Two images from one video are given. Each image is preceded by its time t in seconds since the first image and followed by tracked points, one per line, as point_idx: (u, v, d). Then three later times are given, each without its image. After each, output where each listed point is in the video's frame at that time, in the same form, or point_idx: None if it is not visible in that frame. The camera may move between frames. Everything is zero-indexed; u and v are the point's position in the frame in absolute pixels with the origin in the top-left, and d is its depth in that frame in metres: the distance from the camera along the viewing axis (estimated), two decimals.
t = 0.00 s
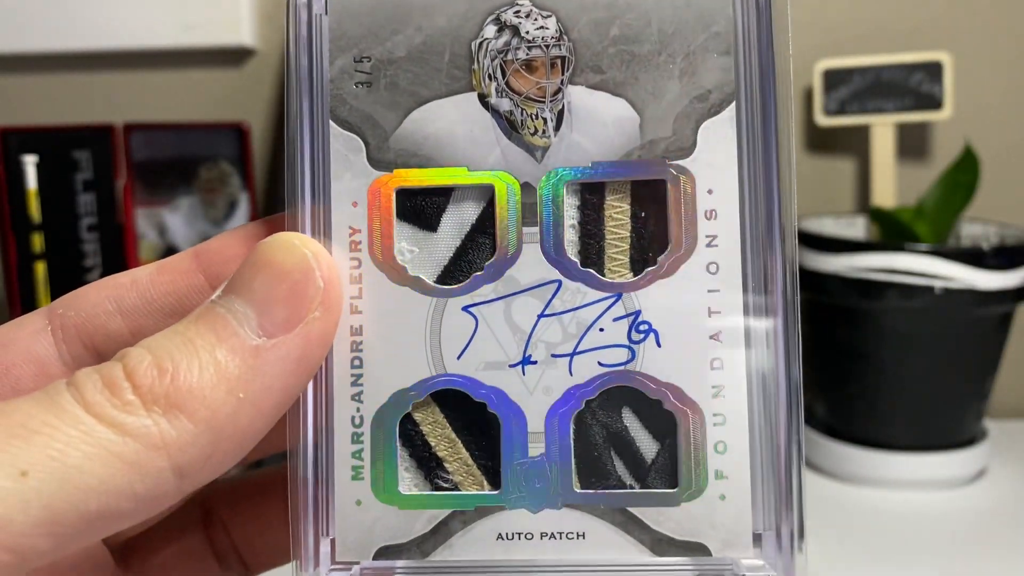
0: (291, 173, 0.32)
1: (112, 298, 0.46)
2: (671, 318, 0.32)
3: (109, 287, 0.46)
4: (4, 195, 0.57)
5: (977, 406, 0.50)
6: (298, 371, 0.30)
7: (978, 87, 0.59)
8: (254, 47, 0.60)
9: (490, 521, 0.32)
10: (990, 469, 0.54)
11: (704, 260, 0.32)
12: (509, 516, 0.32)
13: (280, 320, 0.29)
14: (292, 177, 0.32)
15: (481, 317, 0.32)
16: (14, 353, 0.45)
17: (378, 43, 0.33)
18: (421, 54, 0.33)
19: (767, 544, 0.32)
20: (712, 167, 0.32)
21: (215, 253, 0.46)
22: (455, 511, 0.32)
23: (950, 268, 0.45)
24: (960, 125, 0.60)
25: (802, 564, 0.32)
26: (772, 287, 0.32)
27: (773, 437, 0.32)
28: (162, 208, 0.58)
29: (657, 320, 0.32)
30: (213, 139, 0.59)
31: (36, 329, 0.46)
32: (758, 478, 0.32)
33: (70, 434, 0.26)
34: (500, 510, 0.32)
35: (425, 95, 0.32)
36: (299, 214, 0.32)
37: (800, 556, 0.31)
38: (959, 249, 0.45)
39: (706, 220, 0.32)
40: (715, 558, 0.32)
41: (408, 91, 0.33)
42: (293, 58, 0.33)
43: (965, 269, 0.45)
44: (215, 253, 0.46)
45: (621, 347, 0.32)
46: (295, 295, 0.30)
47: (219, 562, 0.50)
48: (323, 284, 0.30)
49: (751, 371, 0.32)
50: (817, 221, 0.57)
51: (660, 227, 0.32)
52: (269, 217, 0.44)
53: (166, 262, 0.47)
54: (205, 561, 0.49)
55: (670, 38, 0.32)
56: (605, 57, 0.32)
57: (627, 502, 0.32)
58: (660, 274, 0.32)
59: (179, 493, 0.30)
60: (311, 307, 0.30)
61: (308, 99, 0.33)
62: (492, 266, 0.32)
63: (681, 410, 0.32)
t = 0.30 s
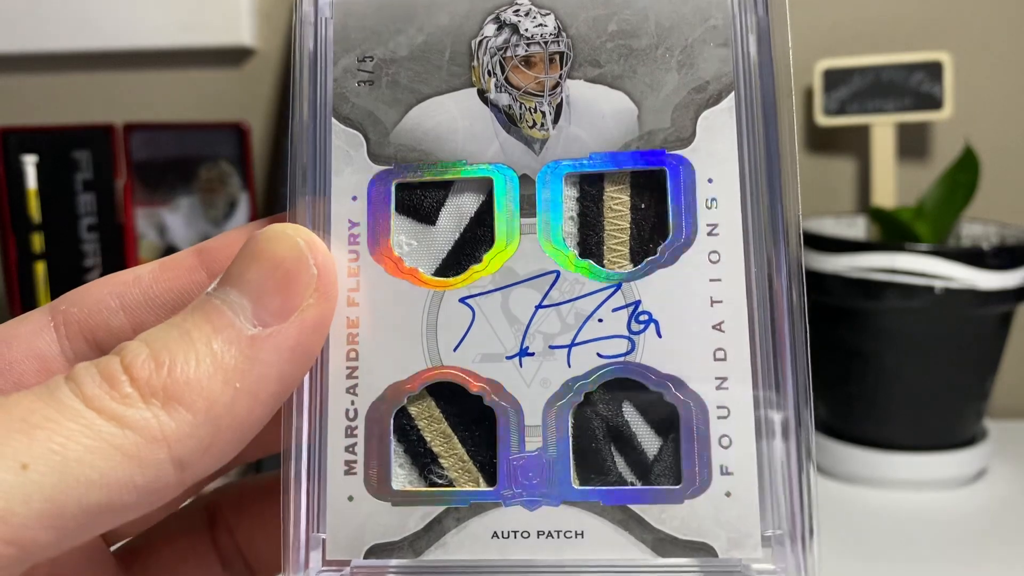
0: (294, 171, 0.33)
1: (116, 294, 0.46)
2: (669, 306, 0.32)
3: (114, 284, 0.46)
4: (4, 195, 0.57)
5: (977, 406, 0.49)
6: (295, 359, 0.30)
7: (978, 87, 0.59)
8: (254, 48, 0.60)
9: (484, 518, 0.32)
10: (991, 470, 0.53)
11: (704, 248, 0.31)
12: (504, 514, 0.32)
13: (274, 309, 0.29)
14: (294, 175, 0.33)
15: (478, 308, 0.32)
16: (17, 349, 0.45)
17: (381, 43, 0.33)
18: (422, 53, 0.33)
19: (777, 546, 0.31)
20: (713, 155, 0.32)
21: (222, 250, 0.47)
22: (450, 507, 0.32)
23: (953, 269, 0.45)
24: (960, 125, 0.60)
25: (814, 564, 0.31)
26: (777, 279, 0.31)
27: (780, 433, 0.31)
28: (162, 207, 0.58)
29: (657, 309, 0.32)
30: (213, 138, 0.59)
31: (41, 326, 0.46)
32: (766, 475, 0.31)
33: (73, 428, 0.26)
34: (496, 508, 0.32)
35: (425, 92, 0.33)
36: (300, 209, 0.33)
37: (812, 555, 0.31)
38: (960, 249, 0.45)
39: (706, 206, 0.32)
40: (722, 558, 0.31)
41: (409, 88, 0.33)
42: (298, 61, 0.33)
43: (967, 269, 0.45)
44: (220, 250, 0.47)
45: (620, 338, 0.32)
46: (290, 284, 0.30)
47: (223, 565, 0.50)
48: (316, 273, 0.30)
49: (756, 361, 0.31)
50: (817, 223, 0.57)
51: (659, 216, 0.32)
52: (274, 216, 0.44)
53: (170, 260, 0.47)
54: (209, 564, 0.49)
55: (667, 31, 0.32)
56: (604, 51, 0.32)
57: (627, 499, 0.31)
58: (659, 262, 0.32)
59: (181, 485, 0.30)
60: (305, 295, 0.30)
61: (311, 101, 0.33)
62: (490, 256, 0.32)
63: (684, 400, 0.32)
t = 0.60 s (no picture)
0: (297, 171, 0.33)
1: (121, 289, 0.46)
2: (666, 301, 0.31)
3: (119, 279, 0.47)
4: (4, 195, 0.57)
5: (977, 406, 0.49)
6: (293, 356, 0.30)
7: (977, 88, 0.59)
8: (254, 47, 0.60)
9: (472, 518, 0.32)
10: (990, 470, 0.53)
11: (701, 242, 0.31)
12: (493, 513, 0.32)
13: (271, 306, 0.29)
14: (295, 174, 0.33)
15: (470, 305, 0.32)
16: (21, 345, 0.45)
17: (377, 41, 0.33)
18: (417, 50, 0.33)
19: (774, 550, 0.31)
20: (707, 142, 0.31)
21: (222, 249, 0.47)
22: (439, 506, 0.32)
23: (952, 269, 0.45)
24: (961, 126, 0.60)
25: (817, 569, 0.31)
26: (774, 277, 0.31)
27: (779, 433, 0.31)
28: (161, 206, 0.58)
29: (651, 304, 0.32)
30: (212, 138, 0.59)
31: (45, 320, 0.46)
32: (759, 478, 0.31)
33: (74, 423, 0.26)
34: (485, 507, 0.32)
35: (420, 88, 0.33)
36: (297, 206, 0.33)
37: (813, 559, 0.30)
38: (960, 249, 0.45)
39: (702, 200, 0.31)
40: (716, 562, 0.31)
41: (405, 86, 0.33)
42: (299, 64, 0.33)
43: (968, 269, 0.45)
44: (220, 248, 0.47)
45: (612, 335, 0.32)
46: (287, 280, 0.30)
47: (223, 561, 0.50)
48: (312, 269, 0.30)
49: (751, 359, 0.31)
50: (817, 222, 0.57)
51: (656, 212, 0.32)
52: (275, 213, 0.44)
53: (175, 256, 0.47)
54: (209, 559, 0.49)
55: (663, 19, 0.32)
56: (598, 42, 0.32)
57: (617, 500, 0.31)
58: (656, 258, 0.32)
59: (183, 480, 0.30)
60: (302, 290, 0.30)
61: (308, 96, 0.33)
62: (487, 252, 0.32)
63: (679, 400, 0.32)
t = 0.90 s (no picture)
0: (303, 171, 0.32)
1: (124, 295, 0.46)
2: (692, 307, 0.32)
3: (122, 284, 0.46)
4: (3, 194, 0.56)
5: (977, 406, 0.49)
6: (313, 368, 0.30)
7: (976, 87, 0.59)
8: (253, 47, 0.60)
9: (509, 522, 0.32)
10: (991, 471, 0.53)
11: (726, 249, 0.32)
12: (528, 519, 0.32)
13: (291, 317, 0.29)
14: (305, 175, 0.32)
15: (498, 312, 0.32)
16: (24, 352, 0.45)
17: (393, 40, 0.32)
18: (436, 52, 0.32)
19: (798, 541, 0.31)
20: (734, 165, 0.32)
21: (229, 252, 0.46)
22: (473, 512, 0.32)
23: (952, 269, 0.44)
24: (960, 125, 0.59)
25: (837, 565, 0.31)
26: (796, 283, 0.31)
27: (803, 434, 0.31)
28: (162, 207, 0.58)
29: (680, 312, 0.32)
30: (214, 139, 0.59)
31: (48, 327, 0.46)
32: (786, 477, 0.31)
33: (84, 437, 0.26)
34: (520, 512, 0.32)
35: (440, 92, 0.32)
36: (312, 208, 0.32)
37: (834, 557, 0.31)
38: (959, 250, 0.45)
39: (727, 208, 0.32)
40: (745, 558, 0.31)
41: (424, 88, 0.32)
42: (307, 61, 0.32)
43: (968, 270, 0.44)
44: (228, 251, 0.46)
45: (641, 342, 0.32)
46: (308, 290, 0.29)
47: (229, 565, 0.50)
48: (335, 279, 0.30)
49: (777, 362, 0.31)
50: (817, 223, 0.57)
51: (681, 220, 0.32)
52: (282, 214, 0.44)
53: (178, 259, 0.47)
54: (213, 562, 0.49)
55: (685, 32, 0.32)
56: (620, 51, 0.32)
57: (651, 502, 0.31)
58: (680, 266, 0.32)
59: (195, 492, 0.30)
60: (324, 301, 0.29)
61: (322, 97, 0.32)
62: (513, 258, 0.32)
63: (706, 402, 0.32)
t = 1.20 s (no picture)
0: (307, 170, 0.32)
1: (122, 297, 0.46)
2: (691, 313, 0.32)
3: (120, 286, 0.46)
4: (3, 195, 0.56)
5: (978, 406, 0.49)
6: (317, 374, 0.30)
7: (976, 88, 0.59)
8: (254, 47, 0.60)
9: (514, 523, 0.32)
10: (992, 471, 0.53)
11: (724, 254, 0.32)
12: (533, 521, 0.32)
13: (297, 321, 0.29)
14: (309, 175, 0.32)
15: (504, 317, 0.32)
16: (22, 355, 0.45)
17: (398, 41, 0.32)
18: (442, 54, 0.32)
19: (788, 543, 0.32)
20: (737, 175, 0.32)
21: (228, 253, 0.45)
22: (479, 514, 0.32)
23: (952, 269, 0.45)
24: (960, 125, 0.60)
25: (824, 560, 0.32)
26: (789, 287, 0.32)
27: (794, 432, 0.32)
28: (161, 207, 0.58)
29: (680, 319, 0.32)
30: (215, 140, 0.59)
31: (47, 330, 0.46)
32: (776, 476, 0.32)
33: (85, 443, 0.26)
34: (524, 514, 0.32)
35: (445, 94, 0.32)
36: (317, 208, 0.32)
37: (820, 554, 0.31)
38: (959, 249, 0.45)
39: (727, 215, 0.32)
40: (738, 552, 0.32)
41: (430, 89, 0.32)
42: (309, 58, 0.32)
43: (968, 270, 0.45)
44: (226, 253, 0.45)
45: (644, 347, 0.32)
46: (313, 296, 0.29)
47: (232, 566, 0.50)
48: (342, 285, 0.30)
49: (771, 366, 0.32)
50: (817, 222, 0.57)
51: (681, 226, 0.32)
52: (284, 213, 0.44)
53: (177, 261, 0.47)
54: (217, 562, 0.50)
55: (687, 45, 0.32)
56: (624, 60, 0.32)
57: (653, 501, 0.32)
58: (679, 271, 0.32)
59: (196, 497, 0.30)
60: (331, 306, 0.30)
61: (325, 98, 0.32)
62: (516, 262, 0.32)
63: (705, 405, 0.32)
